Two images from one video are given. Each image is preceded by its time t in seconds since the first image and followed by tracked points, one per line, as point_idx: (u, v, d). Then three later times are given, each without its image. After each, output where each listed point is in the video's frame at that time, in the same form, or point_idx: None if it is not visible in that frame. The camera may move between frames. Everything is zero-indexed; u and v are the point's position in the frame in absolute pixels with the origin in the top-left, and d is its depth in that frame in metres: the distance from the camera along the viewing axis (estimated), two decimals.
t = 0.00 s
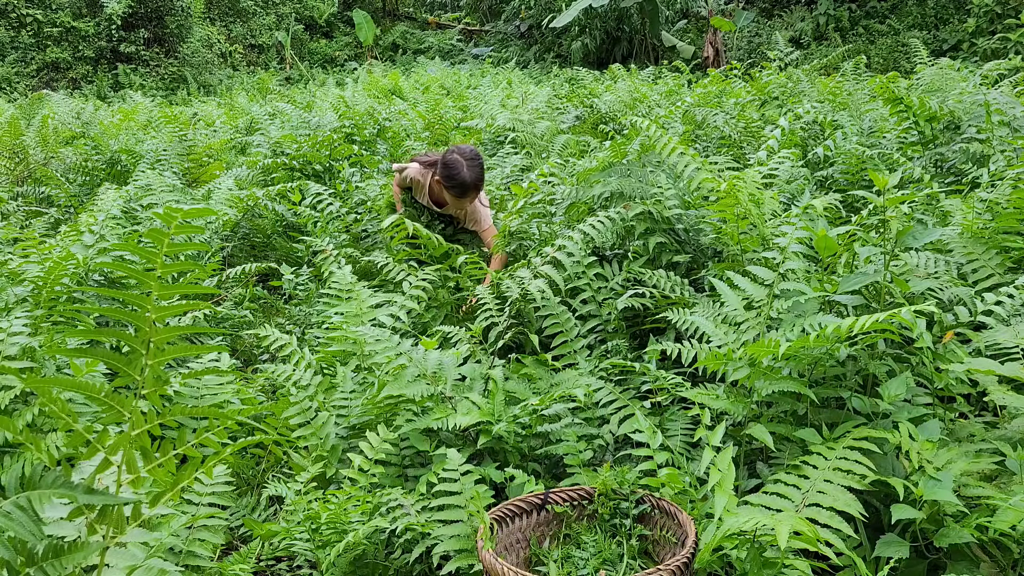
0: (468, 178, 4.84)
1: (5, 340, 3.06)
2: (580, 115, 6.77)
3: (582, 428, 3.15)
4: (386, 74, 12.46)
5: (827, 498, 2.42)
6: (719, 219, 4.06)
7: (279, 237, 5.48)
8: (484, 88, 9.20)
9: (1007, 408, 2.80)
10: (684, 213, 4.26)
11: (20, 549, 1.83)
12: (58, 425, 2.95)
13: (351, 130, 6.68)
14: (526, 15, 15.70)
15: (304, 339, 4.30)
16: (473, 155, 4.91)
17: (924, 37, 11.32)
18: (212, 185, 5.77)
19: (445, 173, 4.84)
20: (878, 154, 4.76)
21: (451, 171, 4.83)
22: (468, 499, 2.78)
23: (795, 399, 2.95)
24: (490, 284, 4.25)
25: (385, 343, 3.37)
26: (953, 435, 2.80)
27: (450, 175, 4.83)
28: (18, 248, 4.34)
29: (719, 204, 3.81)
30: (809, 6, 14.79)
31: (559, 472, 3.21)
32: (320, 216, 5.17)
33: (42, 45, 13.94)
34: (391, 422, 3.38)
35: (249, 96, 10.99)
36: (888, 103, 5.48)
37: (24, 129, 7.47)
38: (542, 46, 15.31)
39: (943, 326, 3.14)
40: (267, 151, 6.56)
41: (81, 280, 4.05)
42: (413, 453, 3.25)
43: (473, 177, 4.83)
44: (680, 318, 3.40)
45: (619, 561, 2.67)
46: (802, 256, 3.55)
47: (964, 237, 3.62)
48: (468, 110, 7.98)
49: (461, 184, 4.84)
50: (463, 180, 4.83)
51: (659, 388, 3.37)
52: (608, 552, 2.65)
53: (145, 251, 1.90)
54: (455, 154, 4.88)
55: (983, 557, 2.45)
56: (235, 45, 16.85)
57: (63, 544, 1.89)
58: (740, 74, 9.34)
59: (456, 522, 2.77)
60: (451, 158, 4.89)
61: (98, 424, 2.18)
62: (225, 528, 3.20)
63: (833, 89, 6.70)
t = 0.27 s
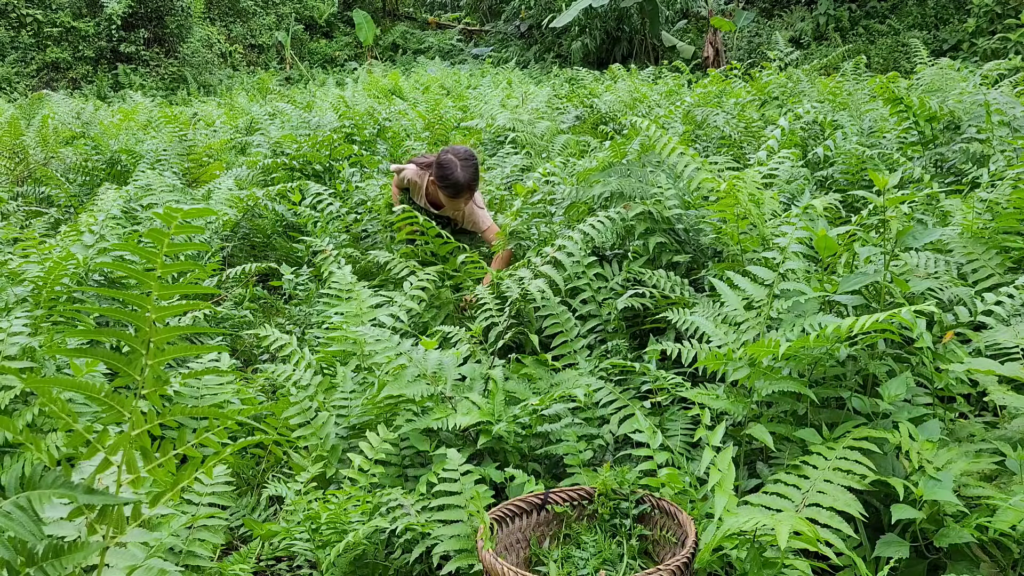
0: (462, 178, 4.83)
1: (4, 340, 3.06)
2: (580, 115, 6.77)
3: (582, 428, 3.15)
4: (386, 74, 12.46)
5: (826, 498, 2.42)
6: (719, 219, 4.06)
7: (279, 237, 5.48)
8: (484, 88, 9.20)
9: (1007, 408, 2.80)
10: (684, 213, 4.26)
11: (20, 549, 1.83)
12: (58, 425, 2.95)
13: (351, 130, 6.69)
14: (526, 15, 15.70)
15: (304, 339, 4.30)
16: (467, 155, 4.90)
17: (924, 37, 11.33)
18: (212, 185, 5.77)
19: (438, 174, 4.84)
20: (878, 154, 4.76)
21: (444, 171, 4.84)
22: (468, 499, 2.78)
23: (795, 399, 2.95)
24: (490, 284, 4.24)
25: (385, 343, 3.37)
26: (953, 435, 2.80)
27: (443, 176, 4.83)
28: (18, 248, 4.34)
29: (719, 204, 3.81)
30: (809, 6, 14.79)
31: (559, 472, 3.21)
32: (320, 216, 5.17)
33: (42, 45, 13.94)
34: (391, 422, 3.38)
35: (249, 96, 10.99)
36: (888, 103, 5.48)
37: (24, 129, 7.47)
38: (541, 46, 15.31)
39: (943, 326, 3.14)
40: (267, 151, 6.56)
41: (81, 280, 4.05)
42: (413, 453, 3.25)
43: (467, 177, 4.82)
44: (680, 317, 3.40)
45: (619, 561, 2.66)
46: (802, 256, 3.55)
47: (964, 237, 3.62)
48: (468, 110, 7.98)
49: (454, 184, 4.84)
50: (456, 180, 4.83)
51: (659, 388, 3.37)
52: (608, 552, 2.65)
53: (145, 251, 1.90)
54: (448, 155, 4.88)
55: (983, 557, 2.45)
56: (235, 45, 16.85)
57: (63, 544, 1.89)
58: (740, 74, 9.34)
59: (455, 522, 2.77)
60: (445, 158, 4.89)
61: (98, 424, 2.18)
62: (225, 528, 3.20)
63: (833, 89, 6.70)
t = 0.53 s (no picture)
0: (459, 177, 4.83)
1: (5, 340, 3.06)
2: (580, 115, 6.77)
3: (582, 428, 3.15)
4: (386, 74, 12.47)
5: (827, 498, 2.42)
6: (719, 219, 4.06)
7: (279, 237, 5.48)
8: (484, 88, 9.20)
9: (1007, 408, 2.80)
10: (684, 213, 4.26)
11: (20, 549, 1.83)
12: (58, 425, 2.95)
13: (351, 130, 6.69)
14: (526, 15, 15.70)
15: (304, 339, 4.30)
16: (464, 154, 4.90)
17: (924, 37, 11.32)
18: (212, 186, 5.77)
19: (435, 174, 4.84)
20: (878, 154, 4.76)
21: (441, 170, 4.83)
22: (468, 499, 2.78)
23: (795, 399, 2.95)
24: (491, 284, 4.24)
25: (385, 342, 3.37)
26: (952, 435, 2.80)
27: (440, 176, 4.83)
28: (18, 248, 4.34)
29: (719, 204, 3.81)
30: (809, 6, 14.79)
31: (559, 472, 3.21)
32: (320, 216, 5.17)
33: (42, 45, 13.94)
34: (391, 422, 3.38)
35: (249, 96, 10.99)
36: (888, 103, 5.48)
37: (24, 129, 7.46)
38: (541, 46, 15.31)
39: (943, 326, 3.14)
40: (267, 151, 6.56)
41: (81, 280, 4.05)
42: (413, 453, 3.25)
43: (463, 176, 4.82)
44: (680, 317, 3.40)
45: (619, 561, 2.67)
46: (802, 256, 3.55)
47: (964, 237, 3.62)
48: (468, 110, 7.98)
49: (451, 183, 4.83)
50: (453, 179, 4.82)
51: (659, 388, 3.37)
52: (608, 552, 2.65)
53: (145, 251, 1.90)
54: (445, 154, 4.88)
55: (983, 557, 2.45)
56: (235, 45, 16.85)
57: (63, 544, 1.89)
58: (740, 74, 9.34)
59: (455, 522, 2.77)
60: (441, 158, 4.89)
61: (98, 424, 2.18)
62: (225, 528, 3.20)
63: (833, 89, 6.70)
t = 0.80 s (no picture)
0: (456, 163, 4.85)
1: (5, 340, 3.06)
2: (580, 115, 6.77)
3: (582, 428, 3.15)
4: (386, 74, 12.47)
5: (827, 498, 2.42)
6: (719, 219, 4.06)
7: (279, 237, 5.48)
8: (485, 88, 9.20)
9: (1007, 408, 2.80)
10: (684, 213, 4.27)
11: (20, 549, 1.83)
12: (58, 425, 2.94)
13: (351, 130, 6.70)
14: (526, 15, 15.69)
15: (304, 339, 4.30)
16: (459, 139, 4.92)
17: (924, 37, 11.32)
18: (212, 186, 5.77)
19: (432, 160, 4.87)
20: (878, 154, 4.76)
21: (439, 155, 4.85)
22: (468, 499, 2.78)
23: (795, 399, 2.95)
24: (491, 284, 4.24)
25: (385, 343, 3.37)
26: (952, 435, 2.80)
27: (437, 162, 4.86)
28: (18, 248, 4.34)
29: (719, 204, 3.81)
30: (809, 6, 14.79)
31: (559, 472, 3.21)
32: (320, 217, 5.17)
33: (42, 45, 13.95)
34: (391, 422, 3.38)
35: (249, 96, 10.98)
36: (888, 103, 5.48)
37: (24, 129, 7.46)
38: (542, 46, 15.32)
39: (943, 326, 3.14)
40: (267, 151, 6.56)
41: (81, 280, 4.05)
42: (413, 453, 3.25)
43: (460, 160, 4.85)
44: (680, 317, 3.40)
45: (619, 561, 2.67)
46: (802, 256, 3.55)
47: (964, 237, 3.62)
48: (468, 110, 7.98)
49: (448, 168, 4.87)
50: (451, 162, 4.85)
51: (659, 388, 3.37)
52: (608, 552, 2.65)
53: (145, 252, 1.90)
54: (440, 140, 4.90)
55: (983, 557, 2.45)
56: (235, 45, 16.85)
57: (63, 544, 1.89)
58: (740, 74, 9.34)
59: (456, 522, 2.77)
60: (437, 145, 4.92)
61: (98, 424, 2.18)
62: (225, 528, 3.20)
63: (833, 89, 6.70)
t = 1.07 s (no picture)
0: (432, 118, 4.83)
1: (5, 340, 3.06)
2: (580, 115, 6.77)
3: (582, 428, 3.15)
4: (386, 74, 12.47)
5: (827, 498, 2.42)
6: (719, 219, 4.06)
7: (279, 237, 5.48)
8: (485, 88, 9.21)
9: (1008, 408, 2.80)
10: (684, 213, 4.27)
11: (20, 549, 1.83)
12: (57, 425, 2.94)
13: (351, 130, 6.72)
14: (526, 15, 15.70)
15: (304, 338, 4.30)
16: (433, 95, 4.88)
17: (924, 37, 11.33)
18: (212, 185, 5.77)
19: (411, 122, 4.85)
20: (878, 154, 4.76)
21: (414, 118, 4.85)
22: (468, 499, 2.78)
23: (795, 399, 2.95)
24: (491, 284, 4.24)
25: (385, 342, 3.37)
26: (953, 435, 2.80)
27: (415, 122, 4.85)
28: (18, 248, 4.34)
29: (719, 204, 3.81)
30: (809, 6, 14.79)
31: (559, 472, 3.21)
32: (320, 216, 5.19)
33: (42, 45, 13.95)
34: (391, 422, 3.38)
35: (249, 96, 10.99)
36: (888, 103, 5.48)
37: (24, 129, 7.46)
38: (541, 46, 15.32)
39: (943, 326, 3.14)
40: (267, 151, 6.56)
41: (81, 280, 4.05)
42: (413, 453, 3.25)
43: (435, 113, 4.82)
44: (680, 317, 3.40)
45: (619, 561, 2.67)
46: (802, 256, 3.55)
47: (964, 237, 3.62)
48: (468, 110, 7.98)
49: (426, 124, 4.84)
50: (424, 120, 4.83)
51: (659, 388, 3.37)
52: (608, 552, 2.66)
53: (145, 252, 1.90)
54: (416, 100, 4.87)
55: (983, 557, 2.45)
56: (235, 45, 16.85)
57: (63, 544, 1.89)
58: (740, 74, 9.34)
59: (456, 522, 2.77)
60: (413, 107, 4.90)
61: (98, 424, 2.18)
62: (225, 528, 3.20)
63: (833, 89, 6.70)
